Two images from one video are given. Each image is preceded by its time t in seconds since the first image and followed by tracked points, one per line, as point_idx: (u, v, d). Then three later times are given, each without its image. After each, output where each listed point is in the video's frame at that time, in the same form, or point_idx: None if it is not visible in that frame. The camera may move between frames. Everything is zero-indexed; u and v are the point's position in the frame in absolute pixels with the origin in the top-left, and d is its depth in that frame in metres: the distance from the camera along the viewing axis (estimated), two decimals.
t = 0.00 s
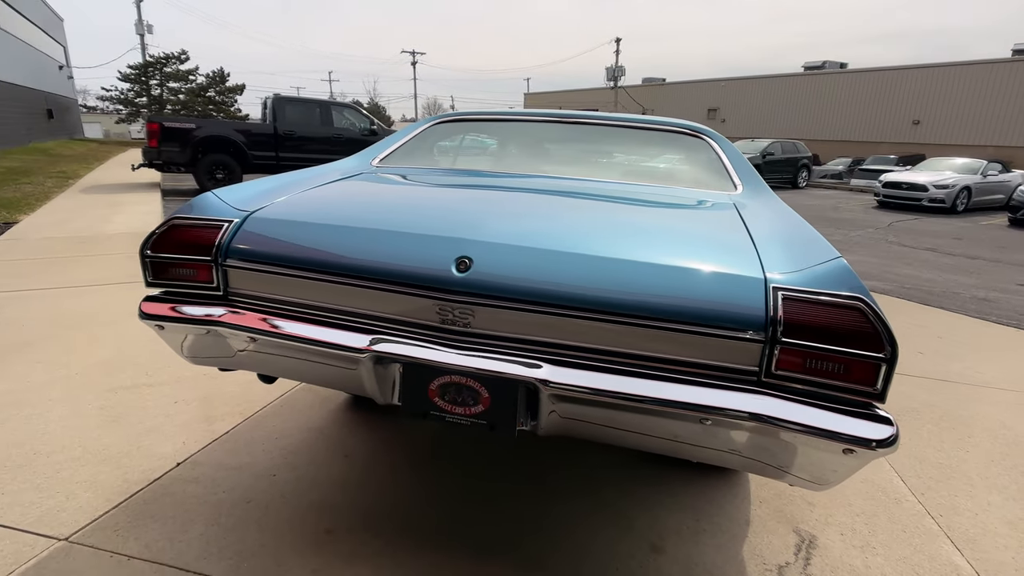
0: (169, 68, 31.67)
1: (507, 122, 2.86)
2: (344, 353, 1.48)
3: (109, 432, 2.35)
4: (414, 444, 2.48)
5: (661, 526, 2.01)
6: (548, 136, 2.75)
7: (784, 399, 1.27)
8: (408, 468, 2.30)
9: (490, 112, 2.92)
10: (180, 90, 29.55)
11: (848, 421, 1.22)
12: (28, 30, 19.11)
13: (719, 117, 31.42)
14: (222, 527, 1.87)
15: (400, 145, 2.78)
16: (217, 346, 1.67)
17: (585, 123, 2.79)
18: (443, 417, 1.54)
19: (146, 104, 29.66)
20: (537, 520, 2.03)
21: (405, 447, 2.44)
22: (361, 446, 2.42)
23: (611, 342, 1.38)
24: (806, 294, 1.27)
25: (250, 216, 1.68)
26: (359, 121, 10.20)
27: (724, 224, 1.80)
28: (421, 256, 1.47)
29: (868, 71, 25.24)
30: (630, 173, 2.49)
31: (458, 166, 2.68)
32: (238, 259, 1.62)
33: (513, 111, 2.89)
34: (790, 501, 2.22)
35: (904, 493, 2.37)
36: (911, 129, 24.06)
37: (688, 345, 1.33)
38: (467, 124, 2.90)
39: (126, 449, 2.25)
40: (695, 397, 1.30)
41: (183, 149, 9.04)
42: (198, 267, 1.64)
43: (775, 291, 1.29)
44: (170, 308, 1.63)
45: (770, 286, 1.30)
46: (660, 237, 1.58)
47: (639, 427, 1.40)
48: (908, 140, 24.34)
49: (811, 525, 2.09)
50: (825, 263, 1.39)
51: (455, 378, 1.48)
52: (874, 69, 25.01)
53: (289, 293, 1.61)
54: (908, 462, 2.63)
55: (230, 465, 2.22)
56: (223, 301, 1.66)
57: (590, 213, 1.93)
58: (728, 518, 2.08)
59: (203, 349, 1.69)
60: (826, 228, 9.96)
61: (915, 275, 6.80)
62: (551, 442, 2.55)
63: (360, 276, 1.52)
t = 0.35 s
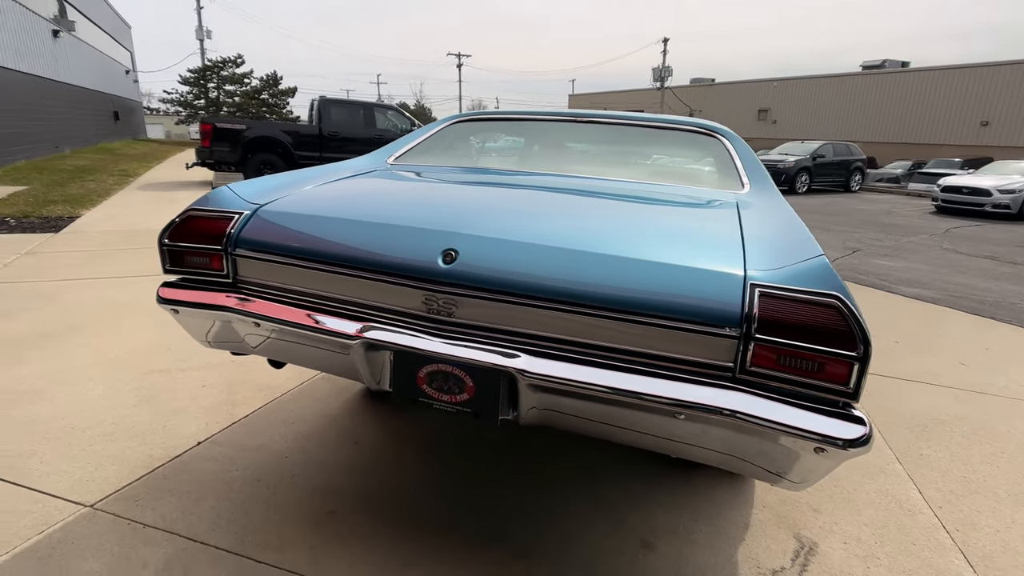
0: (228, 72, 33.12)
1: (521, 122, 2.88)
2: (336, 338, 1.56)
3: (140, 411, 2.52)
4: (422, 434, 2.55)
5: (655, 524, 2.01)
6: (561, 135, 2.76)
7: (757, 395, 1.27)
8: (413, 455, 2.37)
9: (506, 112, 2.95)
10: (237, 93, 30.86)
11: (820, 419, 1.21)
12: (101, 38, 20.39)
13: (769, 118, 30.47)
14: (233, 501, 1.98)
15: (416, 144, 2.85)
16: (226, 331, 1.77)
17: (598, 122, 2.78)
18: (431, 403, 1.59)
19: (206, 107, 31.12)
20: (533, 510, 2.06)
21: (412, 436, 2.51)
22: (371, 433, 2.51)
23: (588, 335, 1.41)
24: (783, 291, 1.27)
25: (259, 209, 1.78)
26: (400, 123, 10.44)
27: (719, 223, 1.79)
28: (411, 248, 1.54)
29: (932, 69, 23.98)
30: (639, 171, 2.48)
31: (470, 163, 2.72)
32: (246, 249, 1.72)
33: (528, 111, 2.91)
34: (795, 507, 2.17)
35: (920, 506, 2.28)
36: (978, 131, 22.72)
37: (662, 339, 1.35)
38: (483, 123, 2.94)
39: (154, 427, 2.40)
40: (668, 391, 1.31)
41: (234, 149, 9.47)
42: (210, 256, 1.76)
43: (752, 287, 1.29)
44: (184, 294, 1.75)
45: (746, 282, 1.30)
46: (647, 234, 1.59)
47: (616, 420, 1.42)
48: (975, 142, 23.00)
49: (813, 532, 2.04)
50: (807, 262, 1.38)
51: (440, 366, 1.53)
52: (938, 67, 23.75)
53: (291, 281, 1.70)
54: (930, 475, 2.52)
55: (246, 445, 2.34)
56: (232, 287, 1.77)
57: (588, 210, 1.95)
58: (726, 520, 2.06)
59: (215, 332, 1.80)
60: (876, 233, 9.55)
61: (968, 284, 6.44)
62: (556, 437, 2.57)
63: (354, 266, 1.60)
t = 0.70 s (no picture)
0: (279, 80, 34.38)
1: (539, 123, 2.88)
2: (334, 328, 1.61)
3: (168, 397, 2.65)
4: (431, 429, 2.58)
5: (657, 527, 1.98)
6: (576, 136, 2.75)
7: (740, 394, 1.24)
8: (420, 448, 2.40)
9: (524, 112, 2.95)
10: (287, 100, 31.98)
11: (802, 419, 1.18)
12: (162, 49, 21.48)
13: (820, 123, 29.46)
14: (244, 485, 2.06)
15: (434, 144, 2.89)
16: (236, 320, 1.85)
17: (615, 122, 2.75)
18: (424, 395, 1.61)
19: (258, 113, 32.36)
20: (533, 507, 2.06)
21: (421, 430, 2.55)
22: (382, 426, 2.56)
23: (573, 330, 1.41)
24: (768, 289, 1.25)
25: (271, 204, 1.86)
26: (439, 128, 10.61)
27: (720, 222, 1.76)
28: (406, 242, 1.58)
29: (998, 71, 22.71)
30: (652, 171, 2.45)
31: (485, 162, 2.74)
32: (256, 242, 1.80)
33: (546, 112, 2.91)
34: (806, 518, 2.10)
35: (943, 525, 2.16)
36: None
37: (646, 336, 1.34)
38: (501, 123, 2.96)
39: (179, 413, 2.52)
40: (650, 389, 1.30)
41: (278, 153, 9.83)
42: (223, 248, 1.84)
43: (738, 285, 1.27)
44: (199, 284, 1.84)
45: (732, 280, 1.28)
46: (641, 231, 1.58)
47: (601, 416, 1.41)
48: None
49: (822, 545, 1.97)
50: (797, 260, 1.36)
51: (433, 359, 1.55)
52: (1005, 69, 22.47)
53: (296, 273, 1.76)
54: (958, 492, 2.39)
55: (262, 433, 2.42)
56: (243, 278, 1.84)
57: (589, 208, 1.95)
58: (729, 528, 2.01)
59: (227, 321, 1.89)
60: (928, 242, 9.08)
61: None
62: (564, 438, 2.56)
63: (353, 258, 1.65)
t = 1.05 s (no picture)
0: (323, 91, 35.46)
1: (551, 121, 2.86)
2: (328, 313, 1.65)
3: (187, 385, 2.75)
4: (436, 423, 2.60)
5: (654, 528, 1.94)
6: (587, 134, 2.71)
7: (718, 381, 1.21)
8: (424, 441, 2.42)
9: (537, 112, 2.94)
10: (330, 111, 32.93)
11: (780, 408, 1.14)
12: (213, 62, 22.43)
13: (868, 131, 28.45)
14: (249, 469, 2.11)
15: (446, 143, 2.90)
16: (242, 305, 1.92)
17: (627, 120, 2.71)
18: (415, 381, 1.62)
19: (302, 124, 33.39)
20: (530, 502, 2.04)
21: (427, 424, 2.57)
22: (388, 419, 2.59)
23: (555, 316, 1.40)
24: (750, 275, 1.22)
25: (277, 195, 1.92)
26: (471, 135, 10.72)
27: (715, 212, 1.72)
28: (397, 230, 1.61)
29: None
30: (660, 167, 2.40)
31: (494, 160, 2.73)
32: (260, 230, 1.86)
33: (559, 111, 2.89)
34: (815, 526, 2.02)
35: (968, 541, 2.03)
36: None
37: (626, 323, 1.31)
38: (513, 122, 2.95)
39: (196, 400, 2.61)
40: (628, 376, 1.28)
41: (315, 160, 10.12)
42: (231, 237, 1.91)
43: (721, 271, 1.24)
44: (208, 271, 1.91)
45: (714, 266, 1.25)
46: (630, 221, 1.56)
47: (582, 404, 1.40)
48: None
49: (830, 554, 1.88)
50: (782, 249, 1.32)
51: (422, 344, 1.56)
52: None
53: (297, 260, 1.81)
54: (988, 508, 2.25)
55: (273, 421, 2.49)
56: (249, 266, 1.91)
57: (588, 200, 1.93)
58: (731, 533, 1.95)
59: (234, 308, 1.96)
60: (980, 253, 8.61)
61: None
62: (569, 436, 2.53)
63: (347, 245, 1.69)
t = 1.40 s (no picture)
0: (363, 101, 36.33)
1: (555, 118, 2.85)
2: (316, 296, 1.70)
3: (201, 372, 2.85)
4: (435, 413, 2.62)
5: (642, 522, 1.91)
6: (589, 128, 2.69)
7: (679, 361, 1.20)
8: (421, 430, 2.44)
9: (542, 109, 2.94)
10: (368, 120, 33.70)
11: (738, 388, 1.12)
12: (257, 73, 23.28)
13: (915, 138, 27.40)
14: (248, 450, 2.18)
15: (451, 138, 2.93)
16: (241, 290, 1.99)
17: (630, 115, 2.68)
18: (397, 363, 1.63)
19: (341, 133, 34.27)
20: (518, 492, 2.04)
21: (426, 415, 2.59)
22: (389, 409, 2.63)
23: (525, 298, 1.41)
24: (713, 255, 1.20)
25: (276, 184, 1.99)
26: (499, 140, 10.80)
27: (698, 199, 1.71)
28: (381, 214, 1.65)
29: None
30: (658, 160, 2.36)
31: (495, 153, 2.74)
32: (258, 217, 1.93)
33: (563, 107, 2.87)
34: (813, 528, 1.95)
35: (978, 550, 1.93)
36: None
37: (591, 304, 1.31)
38: (519, 118, 2.96)
39: (207, 385, 2.71)
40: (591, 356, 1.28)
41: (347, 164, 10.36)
42: (233, 224, 1.99)
43: (686, 252, 1.23)
44: (211, 256, 1.99)
45: (678, 247, 1.25)
46: (608, 206, 1.56)
47: (551, 385, 1.40)
48: None
49: (824, 556, 1.81)
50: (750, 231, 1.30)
51: (402, 326, 1.57)
52: None
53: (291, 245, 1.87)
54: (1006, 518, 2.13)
55: (277, 407, 2.56)
56: (248, 251, 1.98)
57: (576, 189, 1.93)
58: (722, 531, 1.90)
59: (235, 292, 2.03)
60: None
61: None
62: (565, 430, 2.51)
63: (335, 230, 1.74)
